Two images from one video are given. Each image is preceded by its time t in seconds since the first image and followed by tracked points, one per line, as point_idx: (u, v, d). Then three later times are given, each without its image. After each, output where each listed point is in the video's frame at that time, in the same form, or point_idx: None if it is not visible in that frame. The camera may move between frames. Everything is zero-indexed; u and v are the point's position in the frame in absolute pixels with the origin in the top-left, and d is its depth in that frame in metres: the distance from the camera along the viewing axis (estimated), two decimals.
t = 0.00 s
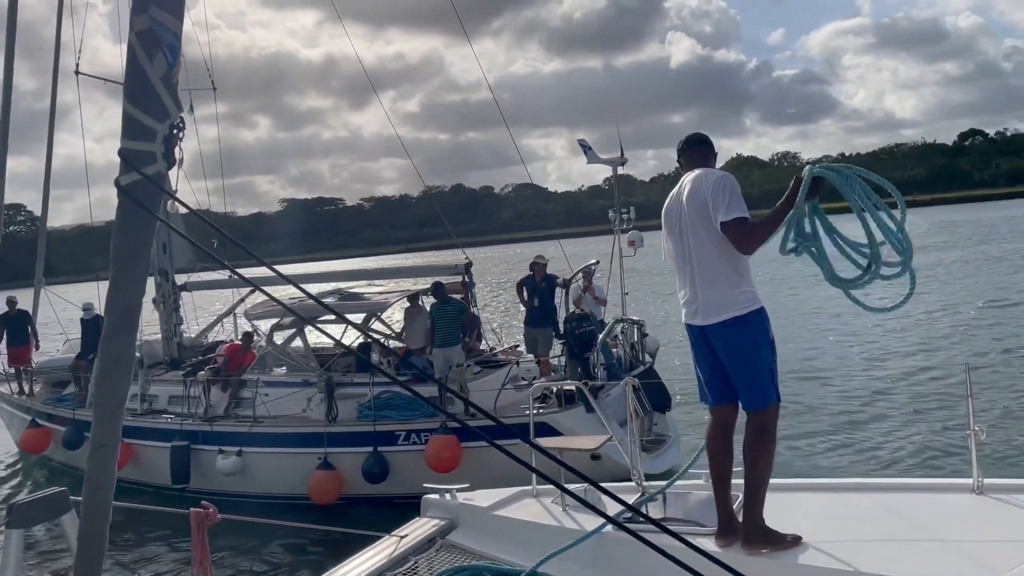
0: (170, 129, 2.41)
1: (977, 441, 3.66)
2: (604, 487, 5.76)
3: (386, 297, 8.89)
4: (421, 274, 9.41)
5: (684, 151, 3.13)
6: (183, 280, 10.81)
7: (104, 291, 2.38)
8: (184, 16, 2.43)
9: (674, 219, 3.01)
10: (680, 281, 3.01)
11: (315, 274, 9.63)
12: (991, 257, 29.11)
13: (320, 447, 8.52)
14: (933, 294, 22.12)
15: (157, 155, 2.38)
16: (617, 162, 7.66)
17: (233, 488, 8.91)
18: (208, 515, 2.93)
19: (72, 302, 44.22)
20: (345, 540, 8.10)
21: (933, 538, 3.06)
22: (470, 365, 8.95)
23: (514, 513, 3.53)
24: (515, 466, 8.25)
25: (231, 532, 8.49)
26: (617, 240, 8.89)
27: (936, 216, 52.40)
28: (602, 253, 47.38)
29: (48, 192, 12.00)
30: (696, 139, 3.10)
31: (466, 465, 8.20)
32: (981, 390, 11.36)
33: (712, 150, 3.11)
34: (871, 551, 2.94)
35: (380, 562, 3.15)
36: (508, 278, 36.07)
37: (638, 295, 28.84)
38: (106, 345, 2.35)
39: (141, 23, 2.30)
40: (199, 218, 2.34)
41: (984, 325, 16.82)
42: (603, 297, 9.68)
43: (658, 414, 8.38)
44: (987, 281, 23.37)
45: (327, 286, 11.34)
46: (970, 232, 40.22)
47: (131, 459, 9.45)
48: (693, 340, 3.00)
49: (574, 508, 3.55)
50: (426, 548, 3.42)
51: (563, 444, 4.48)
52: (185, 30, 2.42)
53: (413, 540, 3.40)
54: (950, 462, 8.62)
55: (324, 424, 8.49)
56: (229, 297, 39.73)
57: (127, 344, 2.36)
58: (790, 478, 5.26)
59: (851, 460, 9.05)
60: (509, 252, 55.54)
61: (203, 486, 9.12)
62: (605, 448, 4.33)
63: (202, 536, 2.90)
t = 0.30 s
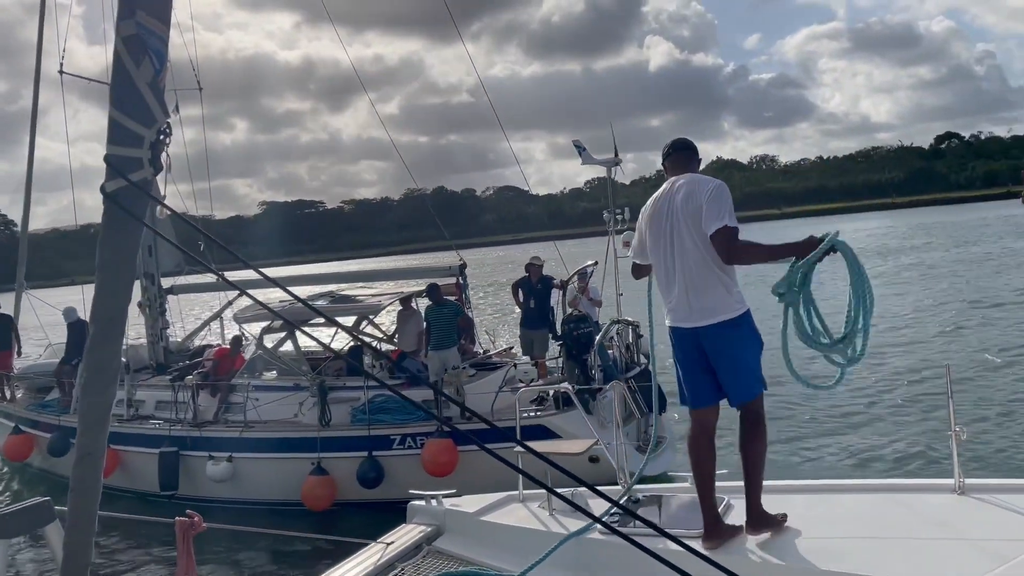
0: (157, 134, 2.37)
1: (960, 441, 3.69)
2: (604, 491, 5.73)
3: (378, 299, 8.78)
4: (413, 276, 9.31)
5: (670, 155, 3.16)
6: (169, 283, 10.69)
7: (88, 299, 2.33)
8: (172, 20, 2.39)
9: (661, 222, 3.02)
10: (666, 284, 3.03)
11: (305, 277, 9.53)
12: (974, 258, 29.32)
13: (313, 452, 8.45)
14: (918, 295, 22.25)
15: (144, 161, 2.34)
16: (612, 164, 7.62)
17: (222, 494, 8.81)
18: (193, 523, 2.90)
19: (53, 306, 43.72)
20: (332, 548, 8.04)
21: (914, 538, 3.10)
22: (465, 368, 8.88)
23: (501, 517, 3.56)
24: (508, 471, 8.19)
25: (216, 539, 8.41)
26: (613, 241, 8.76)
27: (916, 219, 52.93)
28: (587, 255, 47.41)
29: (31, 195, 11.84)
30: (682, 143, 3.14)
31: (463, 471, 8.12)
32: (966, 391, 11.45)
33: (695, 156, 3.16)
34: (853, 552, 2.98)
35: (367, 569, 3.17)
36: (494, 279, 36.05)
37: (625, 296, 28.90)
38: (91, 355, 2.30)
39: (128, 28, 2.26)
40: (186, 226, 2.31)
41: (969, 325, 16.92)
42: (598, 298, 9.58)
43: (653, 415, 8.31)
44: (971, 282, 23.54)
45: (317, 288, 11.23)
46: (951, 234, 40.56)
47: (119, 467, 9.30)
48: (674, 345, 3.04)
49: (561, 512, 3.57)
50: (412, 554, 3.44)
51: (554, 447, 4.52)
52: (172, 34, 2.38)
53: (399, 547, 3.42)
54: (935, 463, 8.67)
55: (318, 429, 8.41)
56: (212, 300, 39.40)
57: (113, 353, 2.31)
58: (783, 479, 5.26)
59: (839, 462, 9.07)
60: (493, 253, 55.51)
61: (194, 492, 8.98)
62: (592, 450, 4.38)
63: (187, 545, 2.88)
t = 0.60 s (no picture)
0: (150, 136, 2.33)
1: (946, 441, 3.73)
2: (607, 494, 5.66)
3: (375, 302, 8.68)
4: (409, 280, 9.24)
5: (673, 158, 3.32)
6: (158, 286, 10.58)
7: (80, 303, 2.30)
8: (164, 20, 2.37)
9: (667, 223, 3.19)
10: (667, 284, 3.22)
11: (298, 279, 9.44)
12: (958, 262, 29.54)
13: (309, 456, 8.37)
14: (904, 298, 22.40)
15: (136, 162, 2.31)
16: (610, 165, 7.58)
17: (215, 500, 8.74)
18: (183, 529, 2.88)
19: (38, 309, 43.33)
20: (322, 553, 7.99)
21: (905, 536, 3.14)
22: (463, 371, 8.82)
23: (492, 522, 3.58)
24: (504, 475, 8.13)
25: (204, 544, 8.34)
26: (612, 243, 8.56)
27: (899, 222, 53.36)
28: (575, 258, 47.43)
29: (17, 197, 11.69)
30: (685, 148, 3.30)
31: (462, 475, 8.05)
32: (955, 393, 11.52)
33: (697, 161, 3.33)
34: (843, 554, 3.03)
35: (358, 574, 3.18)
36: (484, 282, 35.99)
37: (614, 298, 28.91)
38: (81, 358, 2.26)
39: (120, 29, 2.24)
40: (179, 228, 2.28)
41: (957, 327, 17.04)
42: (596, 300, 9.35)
43: (652, 417, 8.20)
44: (955, 285, 23.70)
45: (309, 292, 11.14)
46: (933, 238, 40.91)
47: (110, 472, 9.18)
48: (667, 343, 3.24)
49: (551, 515, 3.59)
50: (402, 558, 3.46)
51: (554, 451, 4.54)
52: (165, 35, 2.36)
53: (389, 550, 3.44)
54: (922, 465, 8.72)
55: (315, 433, 8.33)
56: (199, 303, 39.16)
57: (104, 356, 2.27)
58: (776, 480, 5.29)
59: (828, 464, 9.11)
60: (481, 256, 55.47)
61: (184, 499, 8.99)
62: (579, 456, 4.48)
63: (176, 551, 2.86)
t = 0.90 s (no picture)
0: (140, 138, 2.31)
1: (933, 444, 3.75)
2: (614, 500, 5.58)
3: (373, 305, 8.58)
4: (408, 283, 9.15)
5: (682, 158, 3.42)
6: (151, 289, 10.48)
7: (68, 306, 2.28)
8: (155, 22, 2.35)
9: (675, 222, 3.30)
10: (671, 282, 3.32)
11: (294, 282, 9.36)
12: (947, 266, 29.67)
13: (307, 461, 8.31)
14: (894, 302, 22.49)
15: (126, 164, 2.29)
16: (610, 167, 7.55)
17: (212, 505, 8.64)
18: (170, 533, 2.87)
19: (28, 312, 43.06)
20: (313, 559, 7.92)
21: (893, 538, 3.15)
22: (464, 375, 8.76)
23: (481, 525, 3.58)
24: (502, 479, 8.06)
25: (193, 550, 8.27)
26: (613, 247, 8.53)
27: (888, 227, 53.69)
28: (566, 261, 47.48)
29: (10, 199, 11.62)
30: (694, 148, 3.41)
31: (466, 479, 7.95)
32: (949, 396, 11.55)
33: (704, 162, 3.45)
34: (831, 556, 3.04)
35: None
36: (477, 286, 35.94)
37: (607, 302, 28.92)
38: (69, 361, 2.24)
39: (109, 31, 2.23)
40: (169, 231, 2.26)
41: (950, 331, 17.12)
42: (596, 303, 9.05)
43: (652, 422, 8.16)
44: (945, 290, 23.81)
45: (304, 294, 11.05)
46: (921, 242, 41.16)
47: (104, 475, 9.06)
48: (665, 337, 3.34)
49: (541, 518, 3.59)
50: (391, 562, 3.45)
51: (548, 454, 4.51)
52: (155, 37, 2.35)
53: (378, 554, 3.43)
54: (911, 469, 8.74)
55: (313, 437, 8.29)
56: (190, 305, 39.00)
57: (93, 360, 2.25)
58: (770, 483, 5.29)
59: (819, 468, 9.11)
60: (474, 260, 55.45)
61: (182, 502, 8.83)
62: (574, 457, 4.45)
63: (164, 554, 2.85)
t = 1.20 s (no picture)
0: (132, 141, 2.30)
1: (921, 449, 3.76)
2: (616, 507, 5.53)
3: (376, 309, 8.48)
4: (410, 288, 9.03)
5: (693, 159, 3.51)
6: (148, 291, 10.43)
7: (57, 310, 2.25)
8: (148, 25, 2.35)
9: (688, 220, 3.38)
10: (679, 278, 3.39)
11: (293, 286, 9.29)
12: (939, 272, 29.74)
13: (309, 467, 8.20)
14: (887, 308, 22.53)
15: (118, 166, 2.27)
16: (613, 172, 7.55)
17: (213, 512, 8.54)
18: (159, 538, 2.85)
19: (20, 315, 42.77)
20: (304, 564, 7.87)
21: (881, 544, 3.15)
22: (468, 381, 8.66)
23: (471, 529, 3.58)
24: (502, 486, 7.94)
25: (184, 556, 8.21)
26: (616, 251, 8.55)
27: (880, 233, 53.93)
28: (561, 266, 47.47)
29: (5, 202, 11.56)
30: (705, 152, 3.51)
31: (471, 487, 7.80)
32: (943, 402, 11.59)
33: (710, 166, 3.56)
34: (817, 561, 3.04)
35: None
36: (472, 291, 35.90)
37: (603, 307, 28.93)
38: (58, 364, 2.21)
39: (101, 33, 2.22)
40: (161, 233, 2.24)
41: (944, 337, 17.19)
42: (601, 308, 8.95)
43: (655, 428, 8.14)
44: (937, 296, 23.88)
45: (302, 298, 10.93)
46: (913, 248, 41.30)
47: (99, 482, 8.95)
48: (666, 332, 3.41)
49: (530, 523, 3.59)
50: (381, 567, 3.44)
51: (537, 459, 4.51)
52: (148, 40, 2.34)
53: (368, 559, 3.42)
54: (903, 475, 8.74)
55: (315, 444, 8.17)
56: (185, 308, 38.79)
57: (82, 363, 2.23)
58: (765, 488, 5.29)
59: (813, 475, 9.10)
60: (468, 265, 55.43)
61: (179, 509, 8.70)
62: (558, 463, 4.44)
63: (152, 560, 2.82)
